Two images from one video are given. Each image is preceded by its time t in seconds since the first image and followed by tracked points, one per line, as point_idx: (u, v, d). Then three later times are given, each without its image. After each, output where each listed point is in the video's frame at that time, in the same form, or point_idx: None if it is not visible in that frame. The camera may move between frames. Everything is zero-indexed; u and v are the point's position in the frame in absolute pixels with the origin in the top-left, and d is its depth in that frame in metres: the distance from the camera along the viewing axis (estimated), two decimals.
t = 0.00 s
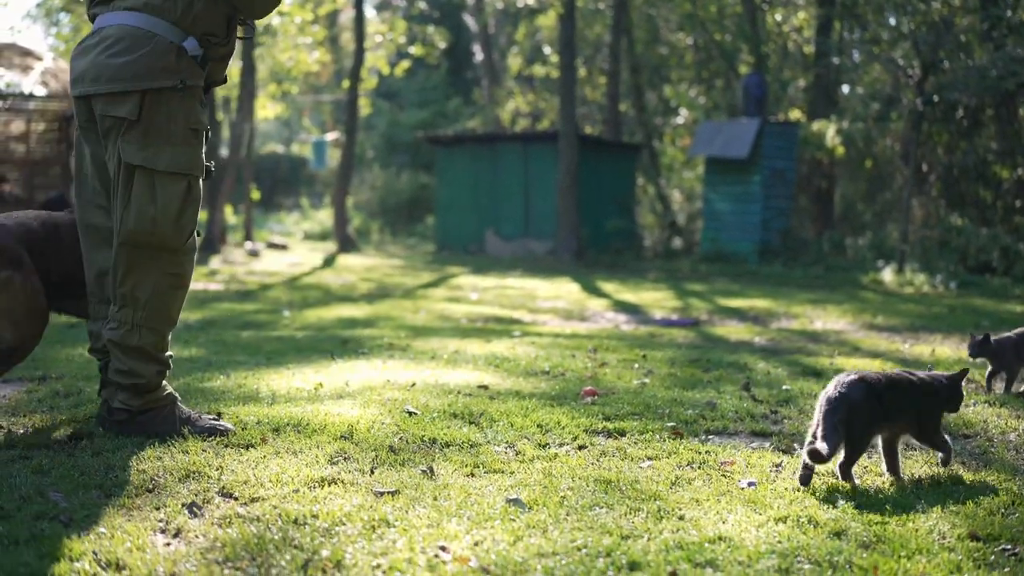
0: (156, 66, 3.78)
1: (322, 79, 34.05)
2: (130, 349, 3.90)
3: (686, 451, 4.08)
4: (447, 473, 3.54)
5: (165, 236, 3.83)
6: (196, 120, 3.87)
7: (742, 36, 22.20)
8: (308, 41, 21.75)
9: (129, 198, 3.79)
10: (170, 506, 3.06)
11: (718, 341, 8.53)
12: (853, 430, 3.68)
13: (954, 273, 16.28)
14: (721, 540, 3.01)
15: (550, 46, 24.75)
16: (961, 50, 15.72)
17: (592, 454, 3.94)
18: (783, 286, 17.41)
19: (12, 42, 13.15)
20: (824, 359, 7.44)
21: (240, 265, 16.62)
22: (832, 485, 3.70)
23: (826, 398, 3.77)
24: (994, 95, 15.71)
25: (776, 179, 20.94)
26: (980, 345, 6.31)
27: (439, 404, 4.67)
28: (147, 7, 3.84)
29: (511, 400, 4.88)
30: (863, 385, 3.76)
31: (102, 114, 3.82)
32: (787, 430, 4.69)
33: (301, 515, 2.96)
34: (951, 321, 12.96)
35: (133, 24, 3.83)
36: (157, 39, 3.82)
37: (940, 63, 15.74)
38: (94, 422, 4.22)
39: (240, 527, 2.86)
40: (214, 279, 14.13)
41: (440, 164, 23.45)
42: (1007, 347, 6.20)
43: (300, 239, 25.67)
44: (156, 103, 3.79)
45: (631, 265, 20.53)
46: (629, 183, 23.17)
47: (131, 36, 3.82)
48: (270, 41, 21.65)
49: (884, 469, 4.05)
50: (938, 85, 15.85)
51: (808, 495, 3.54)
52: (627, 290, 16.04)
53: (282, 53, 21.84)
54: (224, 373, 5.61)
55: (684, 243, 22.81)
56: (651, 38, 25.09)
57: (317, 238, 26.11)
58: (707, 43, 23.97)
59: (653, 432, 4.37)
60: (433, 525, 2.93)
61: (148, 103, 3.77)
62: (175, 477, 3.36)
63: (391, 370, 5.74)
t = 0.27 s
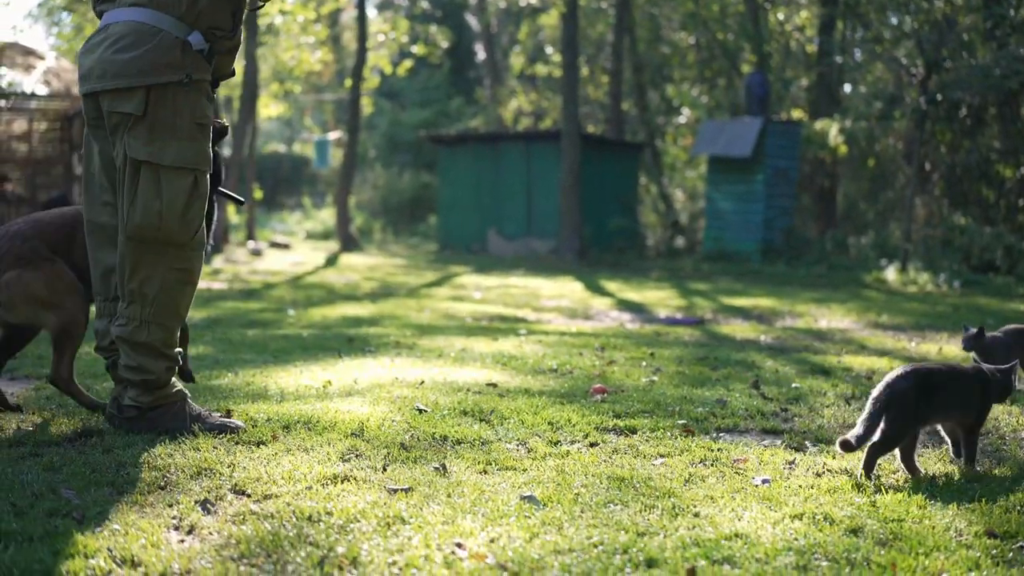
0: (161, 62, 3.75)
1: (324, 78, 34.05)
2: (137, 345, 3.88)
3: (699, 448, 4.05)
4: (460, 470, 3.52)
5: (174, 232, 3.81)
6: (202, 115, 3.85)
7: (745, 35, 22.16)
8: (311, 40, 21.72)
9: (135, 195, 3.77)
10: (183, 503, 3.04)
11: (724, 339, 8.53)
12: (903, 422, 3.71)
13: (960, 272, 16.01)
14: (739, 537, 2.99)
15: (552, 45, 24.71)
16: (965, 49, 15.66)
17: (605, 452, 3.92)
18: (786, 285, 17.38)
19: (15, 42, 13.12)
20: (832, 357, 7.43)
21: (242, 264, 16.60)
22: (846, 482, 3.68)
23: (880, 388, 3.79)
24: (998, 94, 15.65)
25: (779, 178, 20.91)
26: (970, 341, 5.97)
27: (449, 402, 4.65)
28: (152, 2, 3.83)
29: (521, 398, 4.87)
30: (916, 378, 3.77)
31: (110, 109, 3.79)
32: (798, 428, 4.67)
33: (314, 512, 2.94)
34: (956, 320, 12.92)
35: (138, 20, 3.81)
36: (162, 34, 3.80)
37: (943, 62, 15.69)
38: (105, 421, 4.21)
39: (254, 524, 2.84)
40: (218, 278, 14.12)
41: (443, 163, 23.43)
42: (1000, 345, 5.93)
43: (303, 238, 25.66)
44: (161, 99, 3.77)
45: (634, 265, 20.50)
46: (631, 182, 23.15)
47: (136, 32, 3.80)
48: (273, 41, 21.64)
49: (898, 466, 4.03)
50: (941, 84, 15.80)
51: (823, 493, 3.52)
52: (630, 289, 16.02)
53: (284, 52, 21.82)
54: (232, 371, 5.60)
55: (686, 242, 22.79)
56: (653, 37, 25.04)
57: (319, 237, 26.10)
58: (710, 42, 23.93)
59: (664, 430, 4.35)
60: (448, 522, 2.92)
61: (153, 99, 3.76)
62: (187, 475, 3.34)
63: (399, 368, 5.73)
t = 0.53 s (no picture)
0: (172, 58, 3.74)
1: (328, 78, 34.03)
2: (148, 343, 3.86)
3: (712, 447, 4.03)
4: (474, 468, 3.50)
5: (185, 228, 3.79)
6: (214, 111, 3.83)
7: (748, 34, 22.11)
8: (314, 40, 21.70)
9: (147, 191, 3.76)
10: (197, 501, 3.02)
11: (732, 338, 8.52)
12: (957, 411, 3.88)
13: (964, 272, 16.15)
14: (758, 536, 2.96)
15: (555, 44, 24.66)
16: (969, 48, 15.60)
17: (619, 450, 3.90)
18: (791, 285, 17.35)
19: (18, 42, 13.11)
20: (841, 356, 7.40)
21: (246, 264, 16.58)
22: (861, 480, 3.66)
23: (933, 378, 3.94)
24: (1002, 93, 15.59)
25: (783, 177, 20.87)
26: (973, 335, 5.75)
27: (460, 400, 4.63)
28: None
29: (532, 396, 4.85)
30: (966, 367, 3.92)
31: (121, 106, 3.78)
32: (811, 426, 4.64)
33: (330, 510, 2.92)
34: (961, 320, 12.87)
35: (149, 17, 3.79)
36: (173, 30, 3.78)
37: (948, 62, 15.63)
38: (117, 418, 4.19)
39: (270, 522, 2.82)
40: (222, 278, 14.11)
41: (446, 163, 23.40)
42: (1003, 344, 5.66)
43: (306, 237, 25.65)
44: (173, 95, 3.75)
45: (638, 264, 20.47)
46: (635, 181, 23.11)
47: (146, 29, 3.78)
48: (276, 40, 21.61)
49: (913, 464, 4.00)
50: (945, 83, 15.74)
51: (839, 491, 3.50)
52: (634, 288, 16.00)
53: (288, 51, 21.80)
54: (241, 370, 5.58)
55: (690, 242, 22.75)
56: (656, 37, 25.00)
57: (322, 237, 26.09)
58: (713, 41, 23.88)
59: (677, 428, 4.33)
60: (464, 520, 2.90)
61: (164, 95, 3.74)
62: (200, 473, 3.32)
63: (408, 366, 5.71)
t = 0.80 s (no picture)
0: (183, 56, 3.72)
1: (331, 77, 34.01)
2: (158, 342, 3.85)
3: (726, 446, 4.01)
4: (488, 467, 3.48)
5: (197, 225, 3.77)
6: (226, 109, 3.80)
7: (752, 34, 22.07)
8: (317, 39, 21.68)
9: (158, 190, 3.74)
10: (211, 500, 3.00)
11: (739, 338, 8.48)
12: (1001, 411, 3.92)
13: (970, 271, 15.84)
14: (777, 535, 2.94)
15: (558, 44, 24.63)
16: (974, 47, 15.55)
17: (632, 449, 3.88)
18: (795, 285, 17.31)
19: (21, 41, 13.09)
20: (850, 355, 7.36)
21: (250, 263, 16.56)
22: (878, 479, 3.63)
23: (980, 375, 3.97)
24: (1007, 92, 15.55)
25: (787, 177, 20.83)
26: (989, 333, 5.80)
27: (471, 399, 4.61)
28: None
29: (542, 395, 4.83)
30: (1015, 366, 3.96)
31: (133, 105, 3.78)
32: (823, 425, 4.61)
33: (345, 508, 2.91)
34: (968, 319, 12.82)
35: (160, 14, 3.78)
36: (184, 28, 3.77)
37: (952, 61, 15.59)
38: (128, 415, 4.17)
39: (285, 521, 2.80)
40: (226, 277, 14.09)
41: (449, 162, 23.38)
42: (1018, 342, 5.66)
43: (310, 237, 25.64)
44: (184, 93, 3.73)
45: (641, 264, 20.42)
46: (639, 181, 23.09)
47: (157, 27, 3.76)
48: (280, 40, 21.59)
49: (927, 464, 3.98)
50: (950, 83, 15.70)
51: (854, 490, 3.49)
52: (639, 288, 15.96)
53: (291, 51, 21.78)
54: (250, 369, 5.56)
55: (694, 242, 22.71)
56: (659, 36, 24.96)
57: (326, 237, 26.07)
58: (717, 41, 23.85)
59: (689, 427, 4.31)
60: (480, 519, 2.88)
61: (175, 93, 3.72)
62: (213, 471, 3.31)
63: (418, 366, 5.68)
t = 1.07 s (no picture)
0: (196, 52, 3.70)
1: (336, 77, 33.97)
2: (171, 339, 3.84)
3: (741, 443, 3.99)
4: (504, 464, 3.47)
5: (210, 221, 3.76)
6: (239, 106, 3.79)
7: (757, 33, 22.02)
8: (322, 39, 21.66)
9: (171, 186, 3.72)
10: (228, 497, 2.99)
11: (749, 337, 8.43)
12: None
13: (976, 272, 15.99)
14: (797, 532, 2.93)
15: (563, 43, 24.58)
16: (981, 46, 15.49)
17: (647, 447, 3.86)
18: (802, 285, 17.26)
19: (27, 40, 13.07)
20: (862, 354, 7.31)
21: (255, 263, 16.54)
22: (896, 477, 3.61)
23: None
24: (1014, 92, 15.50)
25: (793, 177, 20.78)
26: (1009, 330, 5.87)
27: (483, 397, 4.59)
28: None
29: (555, 394, 4.81)
30: None
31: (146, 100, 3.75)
32: (837, 424, 4.59)
33: (362, 505, 2.89)
34: (976, 319, 12.76)
35: (173, 10, 3.76)
36: (197, 24, 3.75)
37: (959, 60, 15.53)
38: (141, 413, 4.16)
39: (303, 518, 2.79)
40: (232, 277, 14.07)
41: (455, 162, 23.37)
42: None
43: (315, 237, 25.61)
44: (197, 89, 3.72)
45: (647, 264, 20.38)
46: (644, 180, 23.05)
47: (170, 22, 3.75)
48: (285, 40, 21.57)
49: (944, 462, 3.95)
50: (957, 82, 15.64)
51: (872, 487, 3.47)
52: (645, 288, 15.91)
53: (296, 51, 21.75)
54: (259, 367, 5.54)
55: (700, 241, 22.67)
56: (664, 36, 24.91)
57: (331, 237, 26.03)
58: (722, 40, 23.79)
59: (703, 425, 4.29)
60: (499, 516, 2.86)
61: (189, 90, 3.71)
62: (230, 468, 3.30)
63: (428, 364, 5.66)
